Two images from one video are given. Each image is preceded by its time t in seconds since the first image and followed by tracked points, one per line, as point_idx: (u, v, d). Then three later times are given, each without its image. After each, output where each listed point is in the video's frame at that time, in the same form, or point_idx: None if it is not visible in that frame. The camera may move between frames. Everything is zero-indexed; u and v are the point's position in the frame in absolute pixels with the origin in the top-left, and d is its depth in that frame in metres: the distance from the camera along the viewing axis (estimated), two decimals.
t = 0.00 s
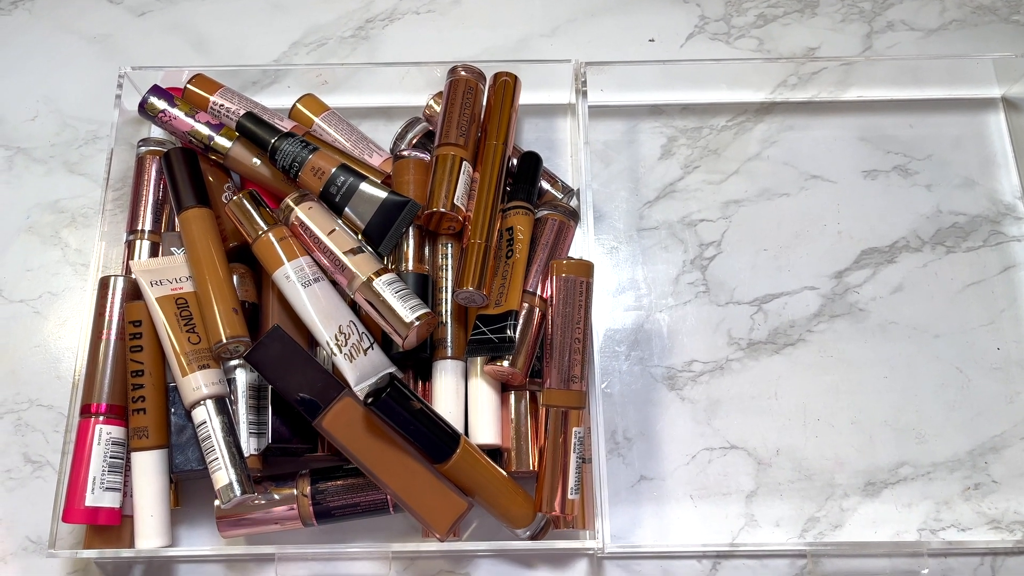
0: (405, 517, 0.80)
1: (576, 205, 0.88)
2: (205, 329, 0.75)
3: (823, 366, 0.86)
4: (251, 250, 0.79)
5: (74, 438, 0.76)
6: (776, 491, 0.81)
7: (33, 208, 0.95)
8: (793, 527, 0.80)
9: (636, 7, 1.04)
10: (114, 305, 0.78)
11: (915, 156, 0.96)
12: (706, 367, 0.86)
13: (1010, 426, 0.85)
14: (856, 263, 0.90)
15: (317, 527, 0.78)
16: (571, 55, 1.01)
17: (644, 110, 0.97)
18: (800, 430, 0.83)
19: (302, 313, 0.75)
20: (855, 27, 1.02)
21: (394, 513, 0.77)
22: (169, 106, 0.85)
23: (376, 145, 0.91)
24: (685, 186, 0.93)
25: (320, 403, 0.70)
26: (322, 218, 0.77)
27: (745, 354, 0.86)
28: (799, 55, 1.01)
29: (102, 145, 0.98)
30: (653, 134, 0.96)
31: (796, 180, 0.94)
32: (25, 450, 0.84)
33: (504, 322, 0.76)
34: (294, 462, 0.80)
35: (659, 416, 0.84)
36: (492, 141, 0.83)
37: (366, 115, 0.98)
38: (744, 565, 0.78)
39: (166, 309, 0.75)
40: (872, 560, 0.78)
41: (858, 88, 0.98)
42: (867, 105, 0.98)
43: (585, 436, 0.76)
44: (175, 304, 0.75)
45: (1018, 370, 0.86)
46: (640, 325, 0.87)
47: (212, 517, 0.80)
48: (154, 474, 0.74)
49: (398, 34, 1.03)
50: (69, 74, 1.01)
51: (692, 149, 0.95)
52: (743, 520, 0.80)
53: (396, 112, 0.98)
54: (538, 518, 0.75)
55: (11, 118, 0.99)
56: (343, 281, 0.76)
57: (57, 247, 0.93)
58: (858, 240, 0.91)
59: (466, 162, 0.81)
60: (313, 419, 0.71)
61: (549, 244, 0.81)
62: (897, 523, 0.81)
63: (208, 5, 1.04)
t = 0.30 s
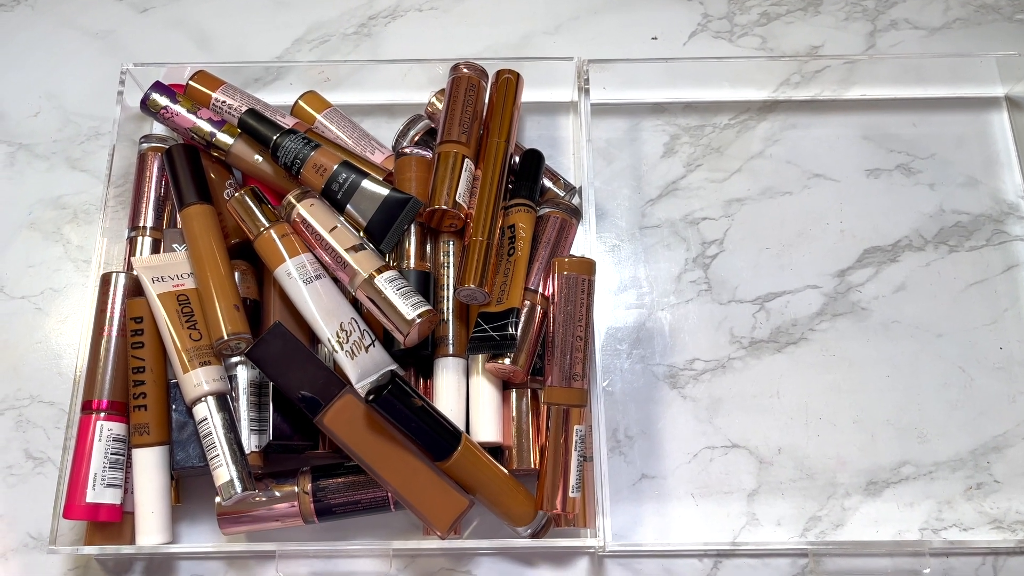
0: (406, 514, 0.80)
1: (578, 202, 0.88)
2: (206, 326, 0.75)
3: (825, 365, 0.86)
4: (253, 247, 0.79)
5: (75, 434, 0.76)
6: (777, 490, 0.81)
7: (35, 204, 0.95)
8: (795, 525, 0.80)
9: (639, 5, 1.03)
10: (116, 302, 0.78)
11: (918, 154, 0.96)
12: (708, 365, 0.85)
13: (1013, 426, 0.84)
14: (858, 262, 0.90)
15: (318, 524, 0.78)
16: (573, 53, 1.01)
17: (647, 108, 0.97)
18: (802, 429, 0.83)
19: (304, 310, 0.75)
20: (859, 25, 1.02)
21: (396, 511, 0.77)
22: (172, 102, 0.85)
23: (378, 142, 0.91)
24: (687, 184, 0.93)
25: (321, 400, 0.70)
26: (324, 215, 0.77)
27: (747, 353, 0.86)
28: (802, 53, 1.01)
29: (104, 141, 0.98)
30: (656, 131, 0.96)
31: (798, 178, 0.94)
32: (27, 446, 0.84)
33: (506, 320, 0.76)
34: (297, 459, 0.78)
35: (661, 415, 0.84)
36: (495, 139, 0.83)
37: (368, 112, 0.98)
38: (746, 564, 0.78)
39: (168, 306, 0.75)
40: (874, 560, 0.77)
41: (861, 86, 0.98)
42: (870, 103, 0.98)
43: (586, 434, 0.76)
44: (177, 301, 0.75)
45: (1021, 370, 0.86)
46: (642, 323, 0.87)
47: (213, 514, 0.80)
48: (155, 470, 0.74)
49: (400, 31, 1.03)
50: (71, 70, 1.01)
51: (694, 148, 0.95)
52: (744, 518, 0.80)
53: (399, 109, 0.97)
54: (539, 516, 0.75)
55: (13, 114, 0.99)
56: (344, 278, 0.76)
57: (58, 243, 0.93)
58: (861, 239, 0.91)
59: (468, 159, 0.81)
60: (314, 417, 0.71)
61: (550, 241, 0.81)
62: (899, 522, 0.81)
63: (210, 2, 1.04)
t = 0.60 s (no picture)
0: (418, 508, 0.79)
1: (591, 195, 0.87)
2: (218, 318, 0.74)
3: (840, 359, 0.85)
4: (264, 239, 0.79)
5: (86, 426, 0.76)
6: (791, 486, 0.81)
7: (44, 196, 0.94)
8: (810, 521, 0.80)
9: None
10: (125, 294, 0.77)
11: (933, 148, 0.95)
12: (722, 360, 0.85)
13: None
14: (873, 256, 0.89)
15: (330, 517, 0.77)
16: (585, 46, 1.00)
17: (660, 101, 0.96)
18: (817, 425, 0.83)
19: (316, 303, 0.74)
20: (873, 18, 1.01)
21: (407, 505, 0.77)
22: (182, 93, 0.84)
23: (389, 134, 0.90)
24: (700, 177, 0.92)
25: (333, 393, 0.70)
26: (335, 207, 0.76)
27: (761, 347, 0.85)
28: (816, 46, 1.00)
29: (113, 133, 0.97)
30: (669, 125, 0.95)
31: (813, 172, 0.93)
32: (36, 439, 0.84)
33: (519, 313, 0.75)
34: (308, 452, 0.79)
35: (674, 410, 0.83)
36: (508, 131, 0.83)
37: (379, 104, 0.97)
38: (760, 560, 0.77)
39: (178, 298, 0.74)
40: (887, 556, 0.78)
41: (875, 80, 0.97)
42: (884, 97, 0.97)
43: (600, 428, 0.75)
44: (188, 293, 0.75)
45: None
46: (655, 317, 0.86)
47: (223, 508, 0.80)
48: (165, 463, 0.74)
49: (411, 24, 1.02)
50: (80, 62, 1.01)
51: (708, 141, 0.94)
52: (759, 514, 0.79)
53: (409, 102, 0.97)
54: (552, 511, 0.74)
55: (22, 105, 0.98)
56: (357, 271, 0.75)
57: (67, 235, 0.92)
58: (875, 234, 0.90)
59: (481, 151, 0.80)
60: (326, 409, 0.70)
61: (564, 234, 0.80)
62: (914, 518, 0.80)
63: None
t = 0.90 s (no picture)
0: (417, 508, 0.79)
1: (590, 195, 0.87)
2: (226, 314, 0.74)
3: (838, 360, 0.85)
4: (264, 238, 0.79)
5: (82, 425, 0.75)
6: (789, 486, 0.81)
7: (43, 194, 0.94)
8: (807, 522, 0.80)
9: None
10: (125, 292, 0.77)
11: (933, 149, 0.95)
12: (720, 360, 0.85)
13: None
14: (872, 257, 0.89)
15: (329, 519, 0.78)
16: (585, 46, 1.00)
17: (660, 101, 0.96)
18: (815, 425, 0.83)
19: (316, 301, 0.75)
20: (873, 19, 1.01)
21: (406, 505, 0.77)
22: (182, 92, 0.84)
23: (389, 133, 0.90)
24: (699, 177, 0.92)
25: (338, 386, 0.70)
26: (334, 207, 0.76)
27: (760, 348, 0.85)
28: (815, 47, 1.00)
29: (113, 132, 0.97)
30: (668, 125, 0.95)
31: (812, 173, 0.93)
32: (34, 438, 0.84)
33: (518, 313, 0.75)
34: (307, 453, 0.77)
35: (673, 409, 0.83)
36: (507, 130, 0.83)
37: (379, 104, 0.97)
38: (757, 560, 0.78)
39: (188, 292, 0.74)
40: (886, 556, 0.78)
41: (875, 80, 0.97)
42: (884, 97, 0.97)
43: (598, 428, 0.75)
44: (197, 288, 0.75)
45: None
46: (654, 318, 0.86)
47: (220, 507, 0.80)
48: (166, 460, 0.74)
49: (411, 23, 1.02)
50: (80, 60, 1.01)
51: (707, 141, 0.94)
52: (756, 514, 0.80)
53: (409, 101, 0.97)
54: (550, 510, 0.75)
55: (22, 104, 0.98)
56: (355, 270, 0.75)
57: (67, 234, 0.92)
58: (874, 234, 0.90)
59: (480, 151, 0.80)
60: (331, 402, 0.70)
61: (563, 235, 0.80)
62: (912, 519, 0.80)
63: None
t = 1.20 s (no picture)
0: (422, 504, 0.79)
1: (594, 193, 0.87)
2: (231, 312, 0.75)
3: (842, 358, 0.85)
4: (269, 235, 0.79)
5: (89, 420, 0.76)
6: (793, 484, 0.81)
7: (48, 191, 0.94)
8: (811, 519, 0.80)
9: None
10: (130, 290, 0.77)
11: (937, 147, 0.95)
12: (724, 358, 0.85)
13: None
14: (876, 255, 0.90)
15: (334, 514, 0.78)
16: (589, 44, 1.00)
17: (664, 99, 0.96)
18: (819, 422, 0.83)
19: (321, 297, 0.75)
20: (877, 17, 1.01)
21: (410, 500, 0.77)
22: (187, 89, 0.84)
23: (393, 131, 0.90)
24: (703, 175, 0.92)
25: (343, 382, 0.70)
26: (340, 204, 0.77)
27: (764, 345, 0.85)
28: (819, 45, 1.00)
29: (117, 129, 0.97)
30: (672, 123, 0.95)
31: (816, 171, 0.93)
32: (39, 434, 0.84)
33: (523, 310, 0.75)
34: (309, 448, 0.76)
35: (677, 407, 0.83)
36: (512, 128, 0.83)
37: (383, 101, 0.97)
38: (762, 557, 0.78)
39: (190, 290, 0.74)
40: (892, 554, 0.78)
41: (879, 78, 0.97)
42: (888, 95, 0.97)
43: (603, 425, 0.76)
44: (200, 286, 0.75)
45: None
46: (658, 316, 0.87)
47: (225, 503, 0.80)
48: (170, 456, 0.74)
49: (415, 21, 1.02)
50: (84, 57, 1.01)
51: (711, 139, 0.94)
52: (761, 512, 0.80)
53: (413, 99, 0.97)
54: (555, 507, 0.75)
55: (26, 101, 0.98)
56: (361, 267, 0.75)
57: (71, 231, 0.92)
58: (878, 232, 0.90)
59: (485, 148, 0.80)
60: (337, 399, 0.71)
61: (567, 232, 0.81)
62: (916, 517, 0.80)
63: None
